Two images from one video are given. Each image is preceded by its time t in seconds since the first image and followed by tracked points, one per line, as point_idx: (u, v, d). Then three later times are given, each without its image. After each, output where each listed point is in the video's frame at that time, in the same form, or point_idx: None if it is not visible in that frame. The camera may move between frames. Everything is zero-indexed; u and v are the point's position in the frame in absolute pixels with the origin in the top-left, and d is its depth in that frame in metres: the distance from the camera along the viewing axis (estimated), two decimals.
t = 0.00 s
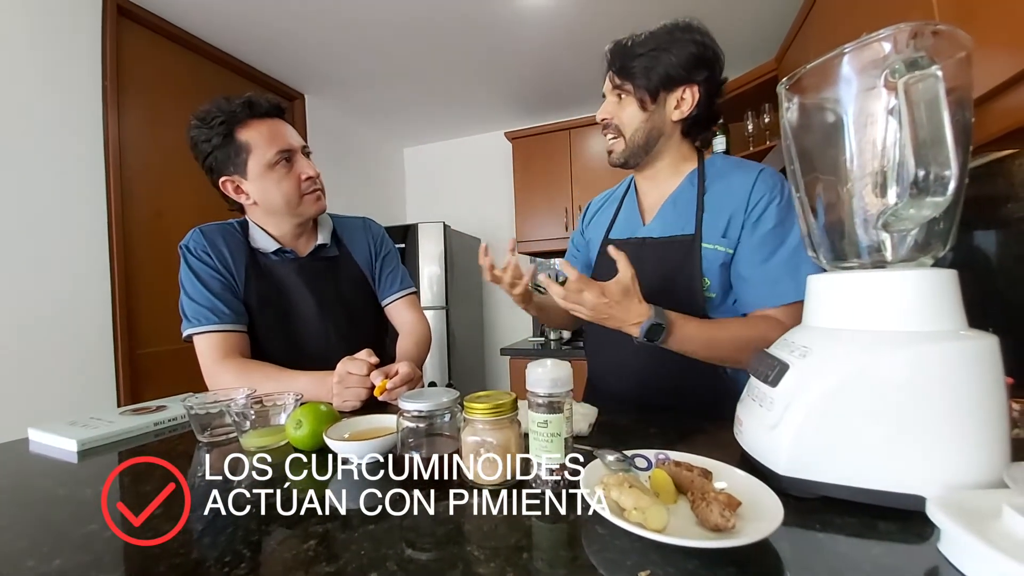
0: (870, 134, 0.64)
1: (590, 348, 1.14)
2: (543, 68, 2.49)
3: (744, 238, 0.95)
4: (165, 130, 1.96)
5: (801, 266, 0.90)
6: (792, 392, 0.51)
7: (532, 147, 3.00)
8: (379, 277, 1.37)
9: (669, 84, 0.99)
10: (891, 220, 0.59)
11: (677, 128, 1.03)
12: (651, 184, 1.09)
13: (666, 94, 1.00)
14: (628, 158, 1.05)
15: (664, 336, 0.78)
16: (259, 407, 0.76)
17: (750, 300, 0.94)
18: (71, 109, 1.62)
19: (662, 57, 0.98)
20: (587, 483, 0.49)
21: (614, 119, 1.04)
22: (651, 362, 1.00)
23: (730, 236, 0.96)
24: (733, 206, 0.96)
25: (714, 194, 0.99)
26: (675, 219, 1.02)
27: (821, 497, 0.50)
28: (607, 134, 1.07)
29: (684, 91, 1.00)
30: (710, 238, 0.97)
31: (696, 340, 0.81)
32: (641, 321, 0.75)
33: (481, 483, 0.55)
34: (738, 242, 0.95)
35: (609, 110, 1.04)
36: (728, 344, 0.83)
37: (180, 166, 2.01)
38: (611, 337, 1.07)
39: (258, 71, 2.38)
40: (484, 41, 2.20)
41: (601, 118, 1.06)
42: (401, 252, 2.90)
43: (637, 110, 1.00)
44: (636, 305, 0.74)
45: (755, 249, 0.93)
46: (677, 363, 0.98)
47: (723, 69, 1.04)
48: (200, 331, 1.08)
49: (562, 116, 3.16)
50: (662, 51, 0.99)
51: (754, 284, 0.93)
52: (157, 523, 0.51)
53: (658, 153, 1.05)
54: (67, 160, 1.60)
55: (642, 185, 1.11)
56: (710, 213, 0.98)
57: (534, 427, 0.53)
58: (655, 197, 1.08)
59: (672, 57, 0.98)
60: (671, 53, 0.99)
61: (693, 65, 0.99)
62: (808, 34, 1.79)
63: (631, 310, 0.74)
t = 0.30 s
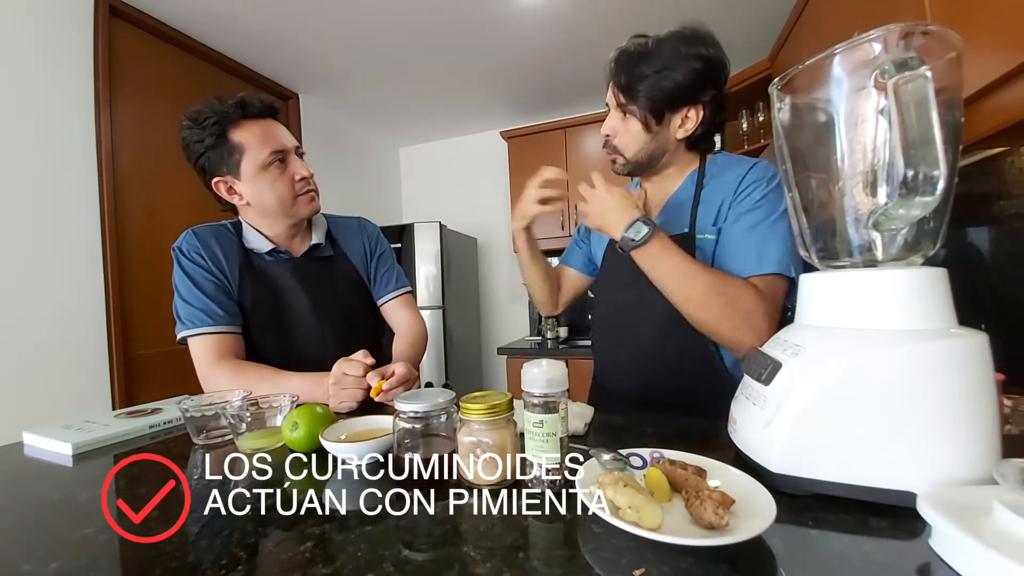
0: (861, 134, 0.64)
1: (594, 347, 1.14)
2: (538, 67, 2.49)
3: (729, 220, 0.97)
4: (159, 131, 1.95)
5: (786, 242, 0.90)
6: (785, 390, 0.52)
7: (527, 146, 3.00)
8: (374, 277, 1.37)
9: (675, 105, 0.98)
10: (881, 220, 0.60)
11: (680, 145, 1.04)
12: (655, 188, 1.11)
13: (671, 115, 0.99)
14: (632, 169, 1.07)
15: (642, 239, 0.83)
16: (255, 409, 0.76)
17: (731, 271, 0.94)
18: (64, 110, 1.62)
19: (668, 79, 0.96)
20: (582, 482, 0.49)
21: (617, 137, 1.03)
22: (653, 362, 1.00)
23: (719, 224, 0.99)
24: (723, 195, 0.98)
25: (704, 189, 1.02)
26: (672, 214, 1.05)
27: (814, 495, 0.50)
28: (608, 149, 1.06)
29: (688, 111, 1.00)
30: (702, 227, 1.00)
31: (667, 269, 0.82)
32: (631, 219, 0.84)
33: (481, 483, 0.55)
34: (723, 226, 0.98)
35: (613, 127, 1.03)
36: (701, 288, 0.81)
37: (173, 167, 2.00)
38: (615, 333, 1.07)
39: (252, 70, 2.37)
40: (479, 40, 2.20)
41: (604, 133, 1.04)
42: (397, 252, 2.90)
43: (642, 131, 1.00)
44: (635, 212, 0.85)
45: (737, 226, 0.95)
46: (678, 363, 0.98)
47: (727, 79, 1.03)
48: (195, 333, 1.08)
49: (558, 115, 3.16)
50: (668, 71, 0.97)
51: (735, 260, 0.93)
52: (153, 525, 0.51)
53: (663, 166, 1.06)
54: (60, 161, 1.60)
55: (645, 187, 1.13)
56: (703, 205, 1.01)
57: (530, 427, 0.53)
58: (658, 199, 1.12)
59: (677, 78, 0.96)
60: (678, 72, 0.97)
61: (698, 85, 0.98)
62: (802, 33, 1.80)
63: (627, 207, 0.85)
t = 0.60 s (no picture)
0: (858, 133, 0.65)
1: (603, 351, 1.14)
2: (538, 66, 2.49)
3: (756, 240, 0.97)
4: (159, 130, 1.95)
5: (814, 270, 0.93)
6: (783, 388, 0.52)
7: (526, 145, 3.00)
8: (374, 275, 1.37)
9: (680, 102, 0.99)
10: (879, 218, 0.60)
11: (689, 143, 1.05)
12: (663, 192, 1.11)
13: (678, 112, 1.00)
14: (641, 171, 1.07)
15: (674, 325, 0.88)
16: (255, 407, 0.76)
17: (761, 294, 0.96)
18: (62, 108, 1.61)
19: (672, 76, 0.97)
20: (581, 478, 0.50)
21: (623, 139, 1.04)
22: (656, 363, 1.01)
23: (741, 239, 0.99)
24: (745, 211, 0.98)
25: (722, 200, 1.01)
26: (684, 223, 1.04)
27: (812, 491, 0.51)
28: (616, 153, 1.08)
29: (695, 108, 1.01)
30: (720, 241, 1.00)
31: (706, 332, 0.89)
32: (656, 307, 0.90)
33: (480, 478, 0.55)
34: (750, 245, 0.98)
35: (619, 129, 1.04)
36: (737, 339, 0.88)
37: (173, 165, 2.00)
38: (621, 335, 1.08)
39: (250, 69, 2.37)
40: (478, 38, 2.20)
41: (610, 136, 1.05)
42: (397, 251, 2.90)
43: (648, 130, 1.01)
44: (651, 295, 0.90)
45: (768, 251, 0.95)
46: (680, 363, 0.99)
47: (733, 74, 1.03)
48: (195, 332, 1.08)
49: (557, 113, 3.16)
50: (671, 69, 0.98)
51: (764, 286, 0.95)
52: (153, 524, 0.51)
53: (672, 167, 1.06)
54: (59, 160, 1.59)
55: (653, 190, 1.13)
56: (719, 217, 1.00)
57: (529, 424, 0.54)
58: (665, 204, 1.11)
59: (682, 75, 0.97)
60: (681, 69, 0.97)
61: (703, 81, 0.99)
62: (801, 30, 1.80)
63: (648, 297, 0.90)
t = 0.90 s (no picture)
0: (861, 132, 0.64)
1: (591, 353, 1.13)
2: (539, 67, 2.49)
3: (752, 235, 0.98)
4: (161, 132, 1.96)
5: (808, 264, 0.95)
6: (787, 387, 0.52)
7: (528, 145, 3.01)
8: (376, 276, 1.38)
9: (666, 94, 1.00)
10: (882, 216, 0.60)
11: (677, 135, 1.05)
12: (653, 188, 1.10)
13: (663, 104, 1.01)
14: (632, 167, 1.07)
15: (683, 322, 0.89)
16: (259, 408, 0.76)
17: (760, 290, 0.97)
18: (65, 111, 1.62)
19: (656, 70, 0.99)
20: (585, 478, 0.50)
21: (612, 135, 1.05)
22: (657, 364, 1.00)
23: (736, 234, 0.99)
24: (739, 207, 0.99)
25: (715, 196, 1.01)
26: (679, 219, 1.04)
27: (816, 491, 0.51)
28: (604, 149, 1.08)
29: (680, 100, 1.01)
30: (715, 237, 1.00)
31: (716, 328, 0.90)
32: (661, 305, 0.90)
33: (484, 482, 0.56)
34: (746, 239, 0.98)
35: (607, 125, 1.05)
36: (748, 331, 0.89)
37: (176, 168, 2.01)
38: (617, 339, 1.07)
39: (252, 71, 2.37)
40: (479, 39, 2.20)
41: (600, 132, 1.06)
42: (399, 252, 2.91)
43: (635, 124, 1.01)
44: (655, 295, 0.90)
45: (765, 245, 0.96)
46: (682, 364, 0.99)
47: (714, 68, 1.05)
48: (199, 334, 1.08)
49: (558, 114, 3.16)
50: (655, 62, 0.99)
51: (762, 282, 0.96)
52: (158, 524, 0.52)
53: (661, 161, 1.06)
54: (62, 162, 1.60)
55: (642, 188, 1.12)
56: (713, 213, 1.00)
57: (532, 425, 0.53)
58: (656, 200, 1.10)
59: (664, 68, 0.98)
60: (664, 63, 0.99)
61: (685, 72, 1.00)
62: (802, 30, 1.80)
63: (652, 296, 0.90)
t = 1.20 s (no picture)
0: (867, 130, 0.64)
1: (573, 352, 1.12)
2: (542, 67, 2.49)
3: (734, 231, 0.98)
4: (166, 133, 1.97)
5: (789, 259, 0.95)
6: (794, 387, 0.51)
7: (531, 146, 3.00)
8: (379, 276, 1.38)
9: (640, 95, 0.99)
10: (889, 214, 0.59)
11: (653, 135, 1.04)
12: (633, 188, 1.09)
13: (639, 105, 1.00)
14: (611, 166, 1.05)
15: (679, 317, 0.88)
16: (263, 408, 0.76)
17: (745, 286, 0.97)
18: (70, 113, 1.63)
19: (632, 71, 0.98)
20: (590, 478, 0.49)
21: (591, 135, 1.04)
22: (646, 363, 1.00)
23: (719, 230, 1.00)
24: (721, 204, 0.99)
25: (697, 193, 1.02)
26: (664, 217, 1.03)
27: (823, 491, 0.50)
28: (585, 151, 1.07)
29: (656, 100, 1.01)
30: (699, 233, 1.00)
31: (706, 324, 0.90)
32: (656, 304, 0.88)
33: (487, 481, 0.56)
34: (728, 235, 0.99)
35: (586, 127, 1.04)
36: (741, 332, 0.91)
37: (180, 169, 2.02)
38: (602, 342, 1.05)
39: (255, 73, 2.38)
40: (482, 40, 2.20)
41: (577, 134, 1.05)
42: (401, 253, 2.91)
43: (613, 124, 1.00)
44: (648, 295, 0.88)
45: (747, 241, 0.96)
46: (671, 367, 0.98)
47: (689, 70, 1.05)
48: (202, 334, 1.09)
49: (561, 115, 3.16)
50: (629, 64, 0.99)
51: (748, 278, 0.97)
52: (162, 523, 0.52)
53: (638, 161, 1.06)
54: (65, 163, 1.60)
55: (622, 188, 1.11)
56: (696, 210, 1.01)
57: (537, 425, 0.53)
58: (637, 199, 1.09)
59: (640, 69, 0.98)
60: (638, 65, 0.99)
61: (660, 73, 1.00)
62: (806, 30, 1.80)
63: (646, 296, 0.88)
